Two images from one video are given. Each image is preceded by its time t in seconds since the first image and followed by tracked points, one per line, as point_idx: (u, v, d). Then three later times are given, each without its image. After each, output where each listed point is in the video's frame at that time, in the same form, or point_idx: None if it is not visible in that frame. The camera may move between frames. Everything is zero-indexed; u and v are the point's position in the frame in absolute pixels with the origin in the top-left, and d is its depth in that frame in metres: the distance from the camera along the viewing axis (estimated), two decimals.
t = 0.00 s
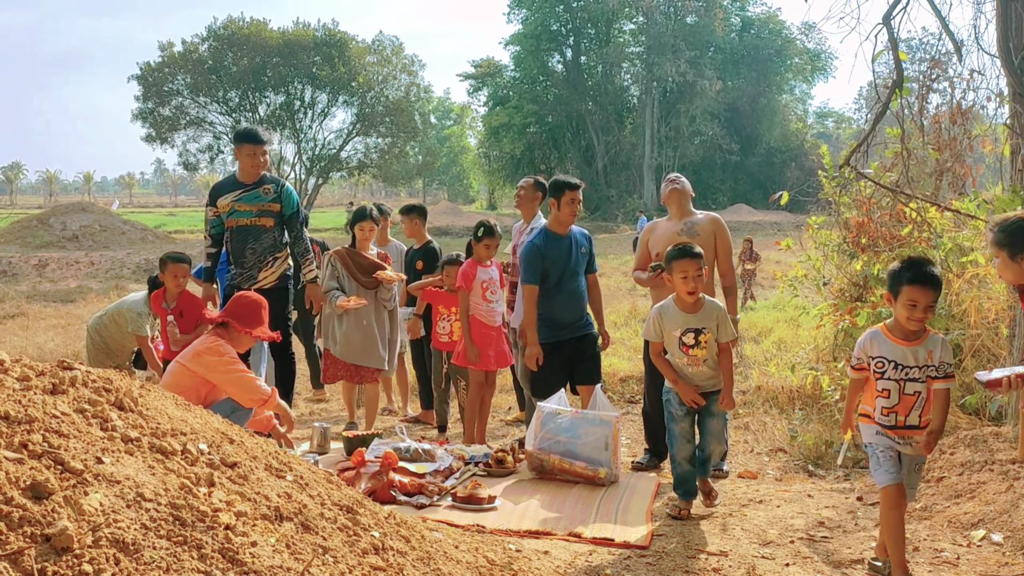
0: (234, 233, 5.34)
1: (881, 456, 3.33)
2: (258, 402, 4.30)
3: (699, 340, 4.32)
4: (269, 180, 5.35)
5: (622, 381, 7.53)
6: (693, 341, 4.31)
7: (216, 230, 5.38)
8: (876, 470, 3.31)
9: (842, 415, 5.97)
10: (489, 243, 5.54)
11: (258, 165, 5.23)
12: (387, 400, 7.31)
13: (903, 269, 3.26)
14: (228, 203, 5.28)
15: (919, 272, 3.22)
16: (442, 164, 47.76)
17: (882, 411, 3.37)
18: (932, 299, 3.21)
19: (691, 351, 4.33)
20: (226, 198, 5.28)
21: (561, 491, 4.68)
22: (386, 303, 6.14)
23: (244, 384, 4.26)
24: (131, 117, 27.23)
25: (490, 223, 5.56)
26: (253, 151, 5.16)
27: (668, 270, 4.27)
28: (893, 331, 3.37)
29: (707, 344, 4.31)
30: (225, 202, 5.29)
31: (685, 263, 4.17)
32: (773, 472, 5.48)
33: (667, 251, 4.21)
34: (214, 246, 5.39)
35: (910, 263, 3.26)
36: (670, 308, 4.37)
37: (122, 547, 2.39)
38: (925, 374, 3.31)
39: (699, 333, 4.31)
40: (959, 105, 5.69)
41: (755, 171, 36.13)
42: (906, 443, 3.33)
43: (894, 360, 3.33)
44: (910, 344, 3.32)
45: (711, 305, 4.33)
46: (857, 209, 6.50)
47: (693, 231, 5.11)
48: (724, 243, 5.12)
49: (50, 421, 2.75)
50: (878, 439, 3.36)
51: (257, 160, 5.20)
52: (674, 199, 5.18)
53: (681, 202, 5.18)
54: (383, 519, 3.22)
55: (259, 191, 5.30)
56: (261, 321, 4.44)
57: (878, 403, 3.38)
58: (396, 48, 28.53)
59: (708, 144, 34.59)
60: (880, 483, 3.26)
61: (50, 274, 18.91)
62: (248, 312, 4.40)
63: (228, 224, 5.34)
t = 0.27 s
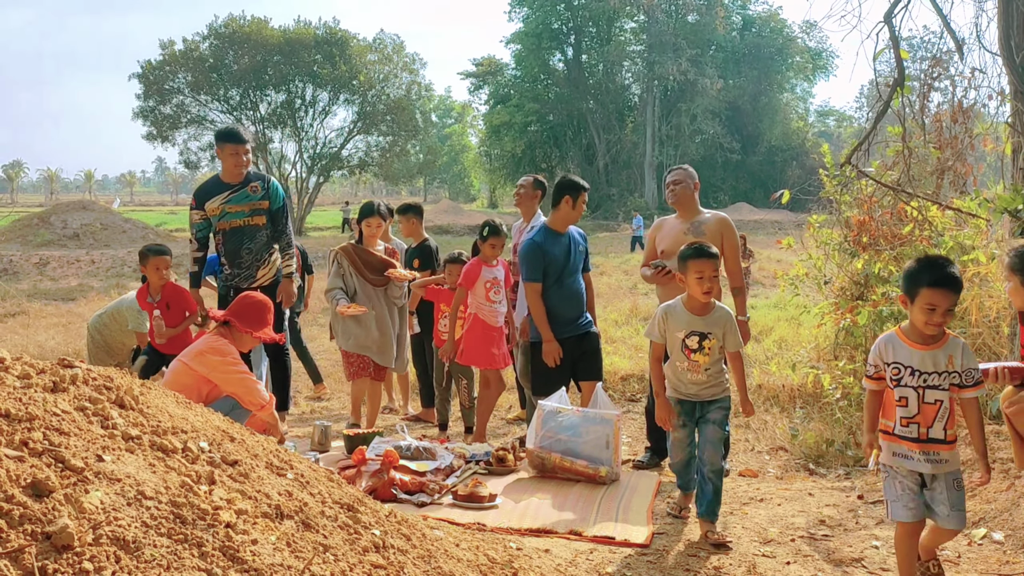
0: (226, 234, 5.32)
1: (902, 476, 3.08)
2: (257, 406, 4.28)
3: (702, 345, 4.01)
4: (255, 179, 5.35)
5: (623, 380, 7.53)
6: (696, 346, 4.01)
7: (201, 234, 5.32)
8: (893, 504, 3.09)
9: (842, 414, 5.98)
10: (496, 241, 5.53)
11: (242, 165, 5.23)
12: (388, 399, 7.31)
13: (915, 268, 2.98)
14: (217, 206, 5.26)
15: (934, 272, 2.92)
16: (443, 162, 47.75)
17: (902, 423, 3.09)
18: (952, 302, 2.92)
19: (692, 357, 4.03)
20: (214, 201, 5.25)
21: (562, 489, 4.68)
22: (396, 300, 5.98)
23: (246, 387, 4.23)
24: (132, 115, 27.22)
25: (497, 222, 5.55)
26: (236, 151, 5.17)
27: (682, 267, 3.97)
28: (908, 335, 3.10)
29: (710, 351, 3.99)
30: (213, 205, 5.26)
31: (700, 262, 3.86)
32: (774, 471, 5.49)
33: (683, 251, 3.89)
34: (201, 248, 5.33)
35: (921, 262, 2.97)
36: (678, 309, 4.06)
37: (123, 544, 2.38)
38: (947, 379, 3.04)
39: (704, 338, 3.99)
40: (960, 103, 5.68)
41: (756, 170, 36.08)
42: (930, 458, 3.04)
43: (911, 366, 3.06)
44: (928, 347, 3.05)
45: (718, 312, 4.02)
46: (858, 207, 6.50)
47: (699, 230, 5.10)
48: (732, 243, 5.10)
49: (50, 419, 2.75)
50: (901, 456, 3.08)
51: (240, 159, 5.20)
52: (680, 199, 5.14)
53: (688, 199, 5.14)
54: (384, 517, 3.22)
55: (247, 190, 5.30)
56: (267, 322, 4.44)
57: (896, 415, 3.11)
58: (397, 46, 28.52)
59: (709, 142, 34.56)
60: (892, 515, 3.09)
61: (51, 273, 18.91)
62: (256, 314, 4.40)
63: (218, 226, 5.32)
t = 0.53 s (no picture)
0: (225, 233, 5.32)
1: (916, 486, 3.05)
2: (259, 405, 4.33)
3: (721, 339, 3.89)
4: (249, 176, 5.35)
5: (624, 378, 7.53)
6: (717, 338, 3.88)
7: (197, 233, 5.29)
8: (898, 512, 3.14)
9: (843, 412, 5.97)
10: (503, 243, 5.52)
11: (238, 163, 5.20)
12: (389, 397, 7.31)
13: (965, 269, 2.89)
14: (217, 204, 5.26)
15: (987, 279, 2.84)
16: (445, 161, 47.77)
17: (924, 434, 3.03)
18: (999, 311, 2.84)
19: (713, 353, 3.88)
20: (213, 201, 5.26)
21: (563, 488, 4.68)
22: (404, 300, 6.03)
23: (247, 386, 4.26)
24: (133, 114, 27.22)
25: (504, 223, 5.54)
26: (231, 151, 5.11)
27: (697, 259, 3.87)
28: (944, 340, 3.03)
29: (729, 345, 3.88)
30: (211, 204, 5.24)
31: (716, 252, 3.78)
32: (775, 469, 5.48)
33: (700, 238, 3.79)
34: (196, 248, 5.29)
35: (973, 263, 2.89)
36: (694, 301, 3.96)
37: (124, 543, 2.39)
38: (978, 393, 2.98)
39: (724, 331, 3.89)
40: (962, 102, 5.66)
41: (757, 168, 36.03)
42: (949, 473, 2.98)
43: (942, 373, 2.99)
44: (963, 355, 2.97)
45: (735, 304, 3.94)
46: (859, 206, 6.49)
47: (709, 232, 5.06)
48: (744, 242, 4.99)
49: (52, 417, 2.75)
50: (917, 468, 3.05)
51: (235, 157, 5.16)
52: (692, 200, 5.08)
53: (702, 197, 5.05)
54: (385, 516, 3.21)
55: (244, 188, 5.32)
56: (267, 321, 4.45)
57: (920, 422, 3.05)
58: (398, 45, 28.50)
59: (710, 141, 34.55)
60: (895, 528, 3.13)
61: (52, 270, 18.92)
62: (256, 312, 4.41)
63: (217, 226, 5.31)
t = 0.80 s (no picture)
0: (227, 230, 5.32)
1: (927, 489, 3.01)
2: (259, 404, 4.32)
3: (736, 356, 3.71)
4: (250, 174, 5.40)
5: (625, 377, 7.52)
6: (731, 357, 3.69)
7: (199, 229, 5.28)
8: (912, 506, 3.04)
9: (845, 411, 5.97)
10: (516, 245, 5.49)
11: (240, 159, 5.25)
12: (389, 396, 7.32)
13: (977, 264, 2.88)
14: (221, 200, 5.26)
15: (1003, 279, 2.82)
16: (445, 159, 47.79)
17: (938, 434, 3.02)
18: (1015, 311, 2.83)
19: (728, 372, 3.70)
20: (218, 196, 5.25)
21: (565, 486, 4.69)
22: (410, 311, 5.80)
23: (247, 384, 4.26)
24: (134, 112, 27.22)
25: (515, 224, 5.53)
26: (234, 145, 5.18)
27: (705, 272, 3.64)
28: (954, 338, 3.02)
29: (744, 362, 3.71)
30: (215, 200, 5.25)
31: (726, 267, 3.54)
32: (775, 468, 5.48)
33: (707, 250, 3.57)
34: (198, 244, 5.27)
35: (986, 258, 2.88)
36: (703, 317, 3.73)
37: (125, 541, 2.39)
38: (987, 393, 2.96)
39: (737, 347, 3.71)
40: (963, 100, 5.67)
41: (758, 167, 36.01)
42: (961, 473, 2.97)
43: (950, 371, 2.99)
44: (970, 352, 2.97)
45: (743, 315, 3.76)
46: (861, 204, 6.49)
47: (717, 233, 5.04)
48: (753, 245, 4.98)
49: (53, 416, 2.76)
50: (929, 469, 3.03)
51: (237, 153, 5.21)
52: (700, 203, 5.05)
53: (713, 197, 5.03)
54: (386, 514, 3.21)
55: (248, 185, 5.35)
56: (266, 315, 4.45)
57: (932, 423, 3.04)
58: (398, 43, 28.50)
59: (711, 139, 34.51)
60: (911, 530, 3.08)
61: (54, 269, 18.96)
62: (254, 307, 4.40)
63: (219, 222, 5.30)
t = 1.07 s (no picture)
0: (236, 228, 5.36)
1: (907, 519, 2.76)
2: (257, 403, 4.31)
3: (746, 345, 3.44)
4: (258, 174, 5.44)
5: (626, 376, 7.53)
6: (741, 346, 3.43)
7: (209, 227, 5.29)
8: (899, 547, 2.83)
9: (845, 410, 5.97)
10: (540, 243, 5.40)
11: (250, 157, 5.28)
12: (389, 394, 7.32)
13: (939, 263, 2.65)
14: (231, 198, 5.28)
15: (966, 279, 2.57)
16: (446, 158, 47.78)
17: (913, 453, 2.79)
18: (985, 314, 2.57)
19: (739, 362, 3.43)
20: (228, 194, 5.27)
21: (565, 485, 4.69)
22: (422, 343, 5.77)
23: (246, 384, 4.25)
24: (134, 111, 27.22)
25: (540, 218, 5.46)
26: (244, 144, 5.19)
27: (710, 255, 3.36)
28: (924, 346, 2.79)
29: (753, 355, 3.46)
30: (226, 197, 5.28)
31: (733, 249, 3.29)
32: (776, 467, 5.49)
33: (713, 231, 3.31)
34: (206, 242, 5.28)
35: (948, 257, 2.64)
36: (709, 305, 3.43)
37: (126, 540, 2.39)
38: (965, 402, 2.71)
39: (745, 335, 3.46)
40: (964, 99, 5.67)
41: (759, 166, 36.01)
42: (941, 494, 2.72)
43: (920, 384, 2.76)
44: (941, 360, 2.73)
45: (748, 301, 3.51)
46: (861, 203, 6.48)
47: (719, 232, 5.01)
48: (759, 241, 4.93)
49: (53, 415, 2.75)
50: (909, 495, 2.79)
51: (246, 151, 5.23)
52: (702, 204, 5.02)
53: (715, 198, 5.01)
54: (387, 513, 3.22)
55: (257, 185, 5.39)
56: (266, 311, 4.46)
57: (907, 443, 2.80)
58: (399, 42, 28.49)
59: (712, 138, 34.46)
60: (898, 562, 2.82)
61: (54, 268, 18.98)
62: (251, 302, 4.39)
63: (230, 219, 5.33)
